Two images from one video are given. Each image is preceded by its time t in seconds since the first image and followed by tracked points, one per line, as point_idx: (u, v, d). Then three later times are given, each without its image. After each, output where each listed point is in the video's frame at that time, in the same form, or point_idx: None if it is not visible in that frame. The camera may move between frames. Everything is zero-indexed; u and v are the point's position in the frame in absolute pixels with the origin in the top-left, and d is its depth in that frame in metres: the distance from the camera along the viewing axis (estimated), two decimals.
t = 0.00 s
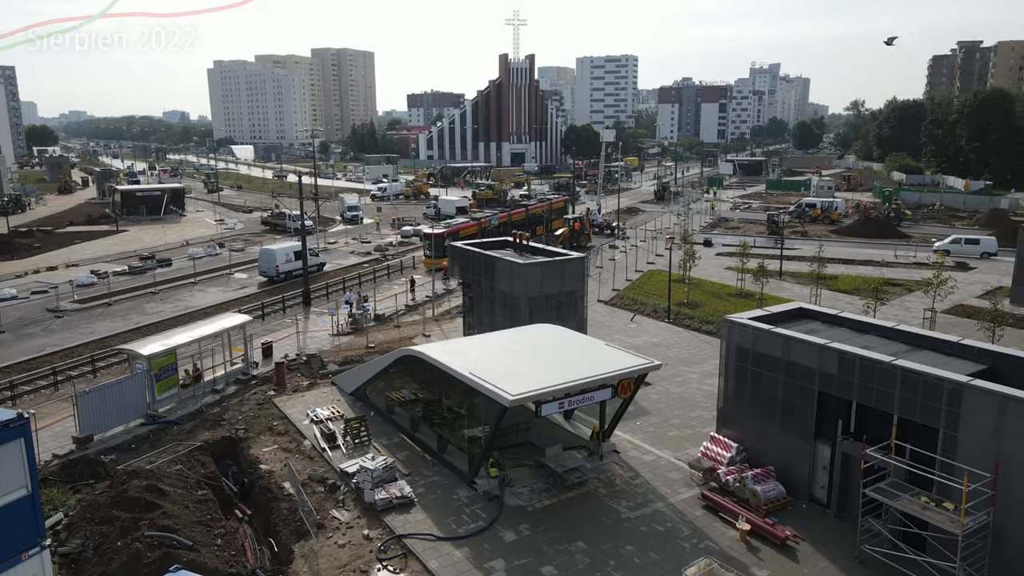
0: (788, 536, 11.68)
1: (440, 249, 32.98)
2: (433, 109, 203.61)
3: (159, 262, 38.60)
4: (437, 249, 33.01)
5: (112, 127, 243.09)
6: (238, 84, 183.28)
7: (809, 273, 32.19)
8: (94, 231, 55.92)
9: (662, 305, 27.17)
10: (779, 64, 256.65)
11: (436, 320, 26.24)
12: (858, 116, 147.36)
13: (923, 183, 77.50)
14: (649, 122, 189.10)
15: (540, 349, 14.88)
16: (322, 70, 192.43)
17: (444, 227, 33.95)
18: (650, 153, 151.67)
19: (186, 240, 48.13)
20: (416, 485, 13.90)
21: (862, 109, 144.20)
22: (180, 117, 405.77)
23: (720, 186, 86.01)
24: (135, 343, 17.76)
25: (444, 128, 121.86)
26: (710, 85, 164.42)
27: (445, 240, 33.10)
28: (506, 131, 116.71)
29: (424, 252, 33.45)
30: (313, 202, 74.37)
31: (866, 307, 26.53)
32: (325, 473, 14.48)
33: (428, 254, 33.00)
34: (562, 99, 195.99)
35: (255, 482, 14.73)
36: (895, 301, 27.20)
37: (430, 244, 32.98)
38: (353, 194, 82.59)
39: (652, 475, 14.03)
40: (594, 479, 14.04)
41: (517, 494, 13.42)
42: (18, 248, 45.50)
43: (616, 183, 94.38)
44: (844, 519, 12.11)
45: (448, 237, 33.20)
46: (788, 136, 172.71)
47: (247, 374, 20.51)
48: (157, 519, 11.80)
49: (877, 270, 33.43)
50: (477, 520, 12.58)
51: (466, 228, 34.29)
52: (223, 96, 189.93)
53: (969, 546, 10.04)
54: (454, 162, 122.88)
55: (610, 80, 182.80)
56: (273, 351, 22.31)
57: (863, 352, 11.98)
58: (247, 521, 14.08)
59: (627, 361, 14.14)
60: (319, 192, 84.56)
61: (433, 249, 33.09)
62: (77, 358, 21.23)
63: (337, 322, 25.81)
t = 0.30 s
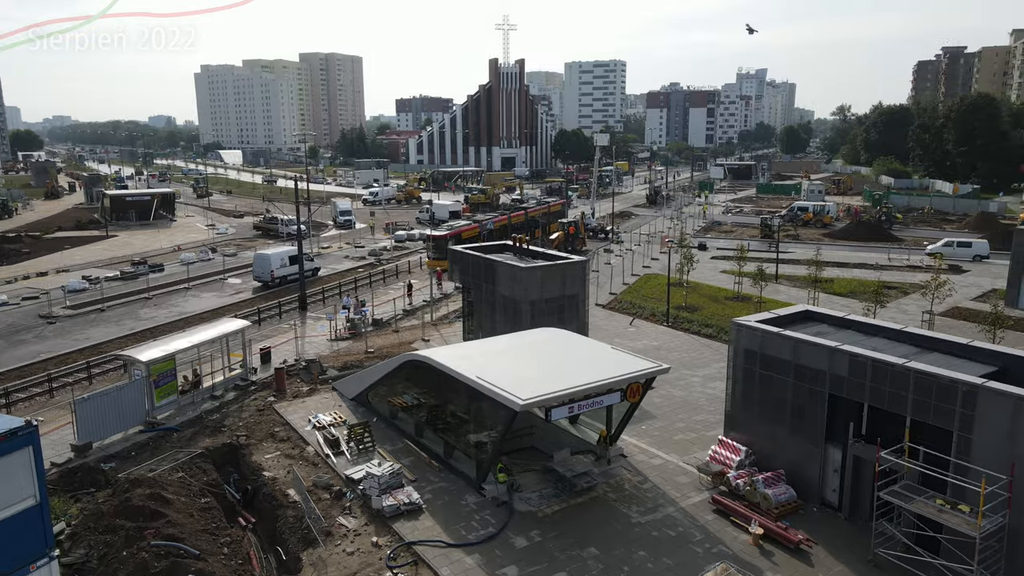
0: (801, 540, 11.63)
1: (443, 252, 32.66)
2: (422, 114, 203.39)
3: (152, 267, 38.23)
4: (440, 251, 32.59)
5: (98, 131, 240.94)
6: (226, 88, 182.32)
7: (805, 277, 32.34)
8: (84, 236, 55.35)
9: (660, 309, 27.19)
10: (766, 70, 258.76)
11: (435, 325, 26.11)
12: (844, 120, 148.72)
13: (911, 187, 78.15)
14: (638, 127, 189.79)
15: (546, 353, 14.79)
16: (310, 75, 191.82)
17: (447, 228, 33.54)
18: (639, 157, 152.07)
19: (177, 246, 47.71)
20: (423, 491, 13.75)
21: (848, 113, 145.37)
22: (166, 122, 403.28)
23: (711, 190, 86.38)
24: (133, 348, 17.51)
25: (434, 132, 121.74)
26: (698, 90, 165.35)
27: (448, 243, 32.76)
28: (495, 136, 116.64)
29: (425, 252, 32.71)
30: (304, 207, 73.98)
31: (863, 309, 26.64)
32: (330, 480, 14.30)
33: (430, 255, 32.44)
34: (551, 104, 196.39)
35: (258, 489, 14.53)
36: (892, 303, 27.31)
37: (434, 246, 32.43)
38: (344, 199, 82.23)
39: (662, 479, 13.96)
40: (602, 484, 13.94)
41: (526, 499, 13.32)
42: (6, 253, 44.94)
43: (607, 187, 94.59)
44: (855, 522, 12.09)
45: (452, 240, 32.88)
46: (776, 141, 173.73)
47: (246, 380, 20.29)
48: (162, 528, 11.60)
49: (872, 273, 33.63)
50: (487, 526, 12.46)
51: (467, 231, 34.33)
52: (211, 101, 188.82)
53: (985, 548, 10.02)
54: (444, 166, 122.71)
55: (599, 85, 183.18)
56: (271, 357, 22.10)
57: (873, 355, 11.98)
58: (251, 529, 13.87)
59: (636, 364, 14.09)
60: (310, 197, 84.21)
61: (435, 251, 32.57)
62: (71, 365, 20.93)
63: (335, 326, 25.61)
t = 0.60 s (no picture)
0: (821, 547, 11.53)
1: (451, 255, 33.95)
2: (420, 119, 203.21)
3: (154, 272, 38.08)
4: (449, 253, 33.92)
5: (96, 135, 240.24)
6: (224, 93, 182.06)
7: (810, 281, 32.33)
8: (83, 241, 55.13)
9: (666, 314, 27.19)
10: (763, 75, 259.47)
11: (441, 329, 26.05)
12: (842, 125, 149.02)
13: (911, 192, 78.21)
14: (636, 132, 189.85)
15: (560, 357, 14.70)
16: (308, 80, 191.69)
17: (458, 231, 34.74)
18: (638, 162, 152.00)
19: (179, 250, 47.51)
20: (437, 497, 13.65)
21: (846, 118, 145.52)
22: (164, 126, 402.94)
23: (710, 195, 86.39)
24: (141, 354, 17.34)
25: (433, 137, 121.64)
26: (696, 94, 165.53)
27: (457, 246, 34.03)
28: (494, 140, 116.53)
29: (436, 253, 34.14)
30: (304, 212, 73.79)
31: (870, 313, 26.60)
32: (342, 486, 14.18)
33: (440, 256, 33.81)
34: (549, 109, 196.43)
35: (269, 495, 14.41)
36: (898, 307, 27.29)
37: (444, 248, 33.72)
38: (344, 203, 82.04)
39: (677, 485, 13.87)
40: (617, 489, 13.85)
41: (541, 505, 13.23)
42: (6, 258, 44.68)
43: (606, 192, 94.52)
44: (874, 529, 12.02)
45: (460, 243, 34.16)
46: (774, 145, 173.71)
47: (254, 385, 20.19)
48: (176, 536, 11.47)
49: (876, 277, 33.62)
50: (503, 532, 12.35)
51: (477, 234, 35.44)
52: (209, 106, 188.55)
53: (1009, 553, 9.95)
54: (443, 171, 122.55)
55: (597, 90, 183.03)
56: (278, 362, 21.99)
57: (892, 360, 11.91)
58: (263, 536, 13.74)
59: (651, 369, 14.00)
60: (310, 202, 83.99)
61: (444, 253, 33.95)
62: (76, 370, 20.77)
63: (342, 331, 25.53)
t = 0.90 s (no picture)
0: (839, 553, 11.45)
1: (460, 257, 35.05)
2: (419, 123, 203.15)
3: (157, 276, 37.96)
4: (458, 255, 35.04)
5: (94, 140, 239.83)
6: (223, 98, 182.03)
7: (815, 285, 32.33)
8: (84, 246, 54.92)
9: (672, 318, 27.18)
10: (760, 80, 260.34)
11: (447, 334, 25.99)
12: (839, 130, 149.43)
13: (911, 196, 78.38)
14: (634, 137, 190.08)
15: (572, 362, 14.63)
16: (307, 85, 191.77)
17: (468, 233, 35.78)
18: (637, 167, 152.14)
19: (180, 255, 47.35)
20: (449, 503, 13.55)
21: (844, 122, 145.79)
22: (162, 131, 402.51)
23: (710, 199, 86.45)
24: (148, 359, 17.23)
25: (433, 142, 121.65)
26: (695, 99, 165.86)
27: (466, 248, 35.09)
28: (494, 145, 116.50)
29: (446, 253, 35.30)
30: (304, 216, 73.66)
31: (876, 317, 26.57)
32: (353, 492, 14.08)
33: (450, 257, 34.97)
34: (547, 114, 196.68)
35: (279, 501, 14.31)
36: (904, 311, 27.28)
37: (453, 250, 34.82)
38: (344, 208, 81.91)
39: (691, 491, 13.77)
40: (631, 495, 13.76)
41: (555, 511, 13.14)
42: (7, 263, 44.47)
43: (606, 197, 94.47)
44: (891, 535, 11.94)
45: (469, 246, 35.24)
46: (772, 150, 173.89)
47: (261, 391, 20.08)
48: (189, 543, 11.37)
49: (880, 281, 33.62)
50: (519, 539, 12.25)
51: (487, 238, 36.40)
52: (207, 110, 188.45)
53: None
54: (442, 175, 122.47)
55: (595, 95, 183.27)
56: (284, 367, 21.89)
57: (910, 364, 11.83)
58: (274, 543, 13.64)
59: (665, 374, 13.93)
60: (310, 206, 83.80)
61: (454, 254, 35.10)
62: (81, 376, 20.64)
63: (347, 336, 25.45)
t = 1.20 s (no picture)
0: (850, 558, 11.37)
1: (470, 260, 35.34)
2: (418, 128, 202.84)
3: (158, 281, 37.81)
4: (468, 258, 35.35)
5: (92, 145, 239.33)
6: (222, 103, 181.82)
7: (818, 289, 32.30)
8: (83, 250, 54.64)
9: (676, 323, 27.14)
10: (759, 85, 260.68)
11: (449, 339, 25.90)
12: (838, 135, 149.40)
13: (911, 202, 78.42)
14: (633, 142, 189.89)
15: (580, 366, 14.61)
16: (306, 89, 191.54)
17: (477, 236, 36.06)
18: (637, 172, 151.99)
19: (181, 259, 47.17)
20: (456, 508, 13.48)
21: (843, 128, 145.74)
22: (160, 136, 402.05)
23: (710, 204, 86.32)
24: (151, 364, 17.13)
25: (433, 146, 121.47)
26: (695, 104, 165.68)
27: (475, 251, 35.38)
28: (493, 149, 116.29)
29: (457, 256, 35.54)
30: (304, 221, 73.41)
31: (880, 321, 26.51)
32: (360, 497, 14.00)
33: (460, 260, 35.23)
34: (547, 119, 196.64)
35: (286, 507, 14.24)
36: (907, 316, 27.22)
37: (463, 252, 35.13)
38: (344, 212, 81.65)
39: (700, 496, 13.70)
40: (639, 500, 13.69)
41: (563, 516, 13.08)
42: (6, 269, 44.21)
43: (606, 201, 94.30)
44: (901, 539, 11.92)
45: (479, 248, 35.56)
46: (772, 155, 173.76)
47: (264, 395, 20.00)
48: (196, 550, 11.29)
49: (883, 286, 33.56)
50: (528, 545, 12.18)
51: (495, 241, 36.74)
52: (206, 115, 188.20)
53: None
54: (441, 180, 122.22)
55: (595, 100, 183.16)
56: (288, 372, 21.80)
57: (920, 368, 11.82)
58: (280, 549, 13.56)
59: (673, 378, 13.90)
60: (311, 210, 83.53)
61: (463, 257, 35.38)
62: (83, 381, 20.51)
63: (350, 341, 25.38)
